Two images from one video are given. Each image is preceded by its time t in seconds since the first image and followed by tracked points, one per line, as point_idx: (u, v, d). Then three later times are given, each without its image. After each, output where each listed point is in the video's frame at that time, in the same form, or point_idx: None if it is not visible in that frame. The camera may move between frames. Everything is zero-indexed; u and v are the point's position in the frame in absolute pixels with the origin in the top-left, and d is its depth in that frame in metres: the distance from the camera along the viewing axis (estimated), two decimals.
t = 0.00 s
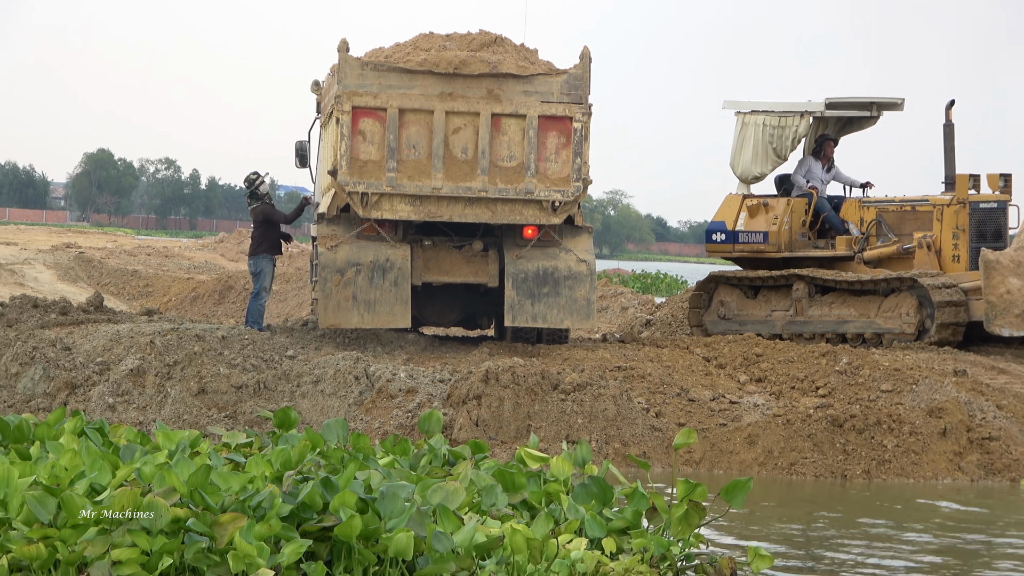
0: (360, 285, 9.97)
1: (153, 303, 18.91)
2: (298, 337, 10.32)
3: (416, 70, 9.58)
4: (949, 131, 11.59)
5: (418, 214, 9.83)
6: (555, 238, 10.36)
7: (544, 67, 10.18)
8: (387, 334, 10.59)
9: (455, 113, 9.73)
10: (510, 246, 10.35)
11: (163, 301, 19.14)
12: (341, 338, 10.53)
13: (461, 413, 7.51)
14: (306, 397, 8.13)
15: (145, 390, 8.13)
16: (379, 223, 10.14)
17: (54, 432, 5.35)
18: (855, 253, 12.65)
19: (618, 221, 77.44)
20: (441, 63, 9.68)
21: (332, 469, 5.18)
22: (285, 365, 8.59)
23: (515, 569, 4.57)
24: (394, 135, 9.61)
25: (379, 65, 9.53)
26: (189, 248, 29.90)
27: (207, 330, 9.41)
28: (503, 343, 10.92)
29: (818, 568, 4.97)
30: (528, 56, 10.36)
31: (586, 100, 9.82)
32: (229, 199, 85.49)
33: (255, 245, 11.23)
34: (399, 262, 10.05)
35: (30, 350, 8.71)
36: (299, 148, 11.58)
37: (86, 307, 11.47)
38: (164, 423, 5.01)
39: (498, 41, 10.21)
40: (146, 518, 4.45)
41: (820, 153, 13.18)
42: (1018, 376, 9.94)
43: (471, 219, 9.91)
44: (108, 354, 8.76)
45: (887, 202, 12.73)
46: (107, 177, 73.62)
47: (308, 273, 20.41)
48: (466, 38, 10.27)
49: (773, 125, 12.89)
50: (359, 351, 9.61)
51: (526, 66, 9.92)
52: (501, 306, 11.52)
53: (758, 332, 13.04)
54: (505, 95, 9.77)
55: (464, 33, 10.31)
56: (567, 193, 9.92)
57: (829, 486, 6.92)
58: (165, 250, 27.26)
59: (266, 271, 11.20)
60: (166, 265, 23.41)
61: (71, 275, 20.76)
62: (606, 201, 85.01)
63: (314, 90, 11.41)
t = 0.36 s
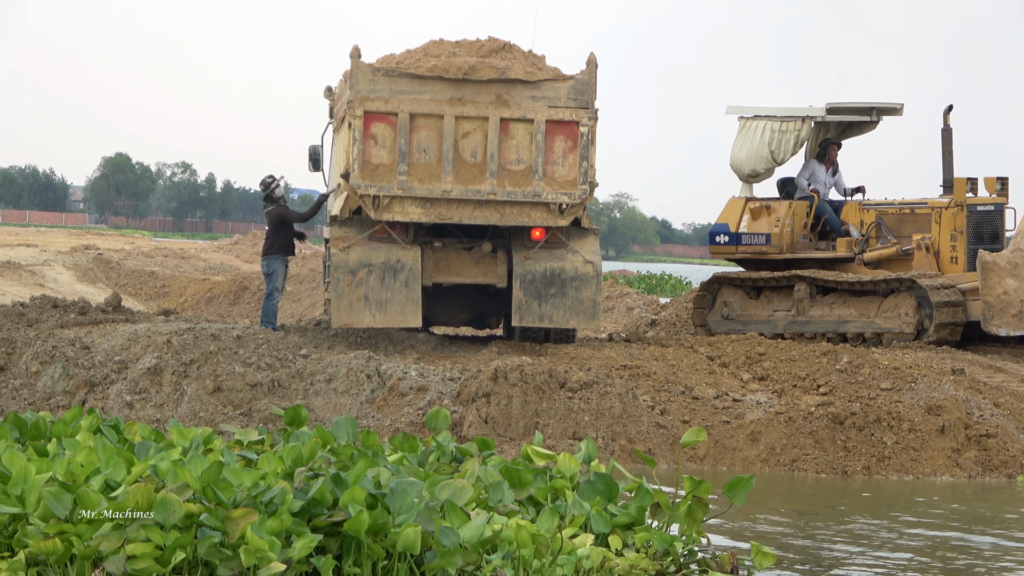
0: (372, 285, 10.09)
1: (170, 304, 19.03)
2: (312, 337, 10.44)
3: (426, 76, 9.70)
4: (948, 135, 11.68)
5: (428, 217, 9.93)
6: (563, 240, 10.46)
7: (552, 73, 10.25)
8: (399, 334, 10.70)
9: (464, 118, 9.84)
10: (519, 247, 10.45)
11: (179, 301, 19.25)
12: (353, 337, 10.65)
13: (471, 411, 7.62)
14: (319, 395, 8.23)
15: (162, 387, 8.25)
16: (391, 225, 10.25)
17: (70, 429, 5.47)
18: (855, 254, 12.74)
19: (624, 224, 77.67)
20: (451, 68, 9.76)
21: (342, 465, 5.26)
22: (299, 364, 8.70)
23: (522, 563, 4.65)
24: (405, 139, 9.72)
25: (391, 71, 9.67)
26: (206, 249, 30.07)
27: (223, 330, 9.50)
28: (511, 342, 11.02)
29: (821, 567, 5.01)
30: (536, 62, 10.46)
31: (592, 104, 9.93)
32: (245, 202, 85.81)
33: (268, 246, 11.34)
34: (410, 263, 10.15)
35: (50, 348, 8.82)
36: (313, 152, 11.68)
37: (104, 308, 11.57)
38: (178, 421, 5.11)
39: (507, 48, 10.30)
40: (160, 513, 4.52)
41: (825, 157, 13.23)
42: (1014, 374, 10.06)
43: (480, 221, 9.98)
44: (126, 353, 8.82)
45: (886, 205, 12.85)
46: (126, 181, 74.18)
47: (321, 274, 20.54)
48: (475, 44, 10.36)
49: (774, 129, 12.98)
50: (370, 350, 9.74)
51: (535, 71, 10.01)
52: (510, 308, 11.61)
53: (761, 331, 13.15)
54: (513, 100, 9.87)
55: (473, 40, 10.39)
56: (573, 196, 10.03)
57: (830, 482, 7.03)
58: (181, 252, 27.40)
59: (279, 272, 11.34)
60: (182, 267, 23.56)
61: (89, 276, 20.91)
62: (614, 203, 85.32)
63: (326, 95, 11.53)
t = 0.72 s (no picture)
0: (383, 285, 10.19)
1: (186, 303, 19.17)
2: (325, 335, 10.57)
3: (436, 81, 9.81)
4: (947, 138, 11.79)
5: (439, 218, 10.04)
6: (570, 241, 10.59)
7: (559, 78, 10.41)
8: (409, 332, 10.81)
9: (473, 121, 9.95)
10: (527, 247, 10.57)
11: (195, 301, 19.37)
12: (365, 335, 10.76)
13: (480, 407, 7.75)
14: (332, 392, 8.33)
15: (178, 385, 8.37)
16: (402, 226, 10.37)
17: (86, 426, 5.59)
18: (855, 255, 12.87)
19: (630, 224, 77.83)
20: (461, 73, 9.86)
21: (352, 461, 5.34)
22: (312, 362, 8.80)
23: (528, 557, 4.74)
24: (416, 142, 9.83)
25: (402, 76, 9.79)
26: (220, 249, 30.20)
27: (238, 329, 9.61)
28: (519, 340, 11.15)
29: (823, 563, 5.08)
30: (543, 66, 10.58)
31: (599, 108, 10.05)
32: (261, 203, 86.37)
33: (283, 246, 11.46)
34: (421, 264, 10.26)
35: (70, 346, 8.97)
36: (326, 154, 11.79)
37: (122, 307, 11.70)
38: (193, 418, 5.22)
39: (516, 53, 10.47)
40: (174, 508, 4.61)
41: (826, 160, 13.35)
42: (1011, 372, 10.16)
43: (490, 222, 10.11)
44: (143, 351, 8.96)
45: (885, 206, 12.94)
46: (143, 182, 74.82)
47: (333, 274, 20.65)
48: (485, 50, 10.50)
49: (775, 130, 13.12)
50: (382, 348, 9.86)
51: (543, 76, 10.20)
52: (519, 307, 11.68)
53: (763, 330, 13.30)
54: (521, 104, 9.99)
55: (483, 45, 10.53)
56: (581, 198, 10.12)
57: (831, 478, 7.14)
58: (197, 252, 27.55)
59: (294, 272, 11.47)
60: (198, 267, 23.70)
61: (107, 276, 21.08)
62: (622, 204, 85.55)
63: (339, 100, 11.65)
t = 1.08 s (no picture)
0: (392, 283, 10.27)
1: (197, 302, 19.23)
2: (334, 332, 10.64)
3: (444, 82, 9.86)
4: (949, 138, 11.85)
5: (446, 217, 10.09)
6: (576, 239, 10.63)
7: (565, 79, 10.47)
8: (418, 330, 10.87)
9: (480, 122, 10.00)
10: (533, 246, 10.62)
11: (206, 299, 19.45)
12: (373, 333, 10.83)
13: (487, 404, 7.82)
14: (341, 389, 8.38)
15: (190, 382, 8.44)
16: (410, 225, 10.45)
17: (97, 423, 5.67)
18: (858, 254, 12.93)
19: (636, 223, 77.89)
20: (469, 74, 9.96)
21: (359, 458, 5.35)
22: (322, 359, 8.86)
23: (533, 553, 4.79)
24: (424, 142, 9.88)
25: (410, 77, 9.84)
26: (230, 248, 30.27)
27: (249, 326, 9.68)
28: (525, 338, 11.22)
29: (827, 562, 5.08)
30: (550, 67, 10.65)
31: (604, 109, 10.11)
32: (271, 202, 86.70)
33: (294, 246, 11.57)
34: (429, 262, 10.33)
35: (82, 343, 9.03)
36: (335, 155, 11.85)
37: (134, 305, 11.77)
38: (202, 414, 5.25)
39: (523, 54, 10.54)
40: (182, 505, 4.58)
41: (828, 159, 13.41)
42: (1013, 369, 10.21)
43: (496, 221, 10.15)
44: (155, 349, 9.06)
45: (888, 205, 13.01)
46: (155, 182, 75.32)
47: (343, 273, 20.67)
48: (492, 51, 10.57)
49: (780, 131, 13.16)
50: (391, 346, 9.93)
51: (549, 78, 10.26)
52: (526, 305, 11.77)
53: (767, 328, 13.33)
54: (528, 104, 10.05)
55: (490, 47, 10.60)
56: (587, 197, 10.18)
57: (835, 474, 7.19)
58: (207, 251, 27.61)
59: (305, 271, 11.56)
60: (209, 265, 23.76)
61: (119, 274, 21.17)
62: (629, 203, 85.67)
63: (348, 101, 11.69)
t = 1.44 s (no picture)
0: (399, 281, 10.27)
1: (205, 299, 19.24)
2: (341, 330, 10.66)
3: (452, 79, 9.88)
4: (956, 136, 11.84)
5: (454, 215, 10.09)
6: (584, 237, 10.62)
7: (573, 76, 10.46)
8: (425, 327, 10.88)
9: (488, 119, 10.00)
10: (541, 243, 10.62)
11: (214, 297, 19.45)
12: (381, 330, 10.84)
13: (495, 402, 7.83)
14: (349, 386, 8.39)
15: (197, 379, 8.44)
16: (417, 223, 10.40)
17: (103, 421, 5.65)
18: (866, 251, 12.88)
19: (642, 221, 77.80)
20: (476, 72, 9.95)
21: (366, 456, 5.31)
22: (329, 357, 8.86)
23: (540, 552, 4.77)
24: (432, 139, 9.89)
25: (418, 75, 9.87)
26: (238, 245, 30.25)
27: (256, 324, 9.69)
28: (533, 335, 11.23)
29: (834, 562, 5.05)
30: (557, 65, 10.64)
31: (612, 106, 10.11)
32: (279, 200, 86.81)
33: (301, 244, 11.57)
34: (436, 260, 10.34)
35: (90, 340, 9.01)
36: (343, 152, 11.85)
37: (142, 303, 11.78)
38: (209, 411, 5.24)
39: (530, 52, 10.53)
40: (188, 502, 4.51)
41: (828, 157, 13.46)
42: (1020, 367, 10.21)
43: (504, 219, 10.15)
44: (162, 346, 9.11)
45: (895, 203, 12.96)
46: (162, 180, 75.56)
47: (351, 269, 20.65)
48: (499, 49, 10.56)
49: (788, 129, 13.14)
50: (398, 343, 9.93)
51: (556, 75, 10.25)
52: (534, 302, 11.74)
53: (774, 325, 13.37)
54: (536, 102, 10.05)
55: (497, 44, 10.60)
56: (594, 194, 10.18)
57: (844, 472, 7.19)
58: (215, 248, 27.60)
59: (311, 269, 11.56)
60: (218, 263, 23.74)
61: (126, 271, 21.19)
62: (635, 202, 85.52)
63: (355, 98, 11.70)
